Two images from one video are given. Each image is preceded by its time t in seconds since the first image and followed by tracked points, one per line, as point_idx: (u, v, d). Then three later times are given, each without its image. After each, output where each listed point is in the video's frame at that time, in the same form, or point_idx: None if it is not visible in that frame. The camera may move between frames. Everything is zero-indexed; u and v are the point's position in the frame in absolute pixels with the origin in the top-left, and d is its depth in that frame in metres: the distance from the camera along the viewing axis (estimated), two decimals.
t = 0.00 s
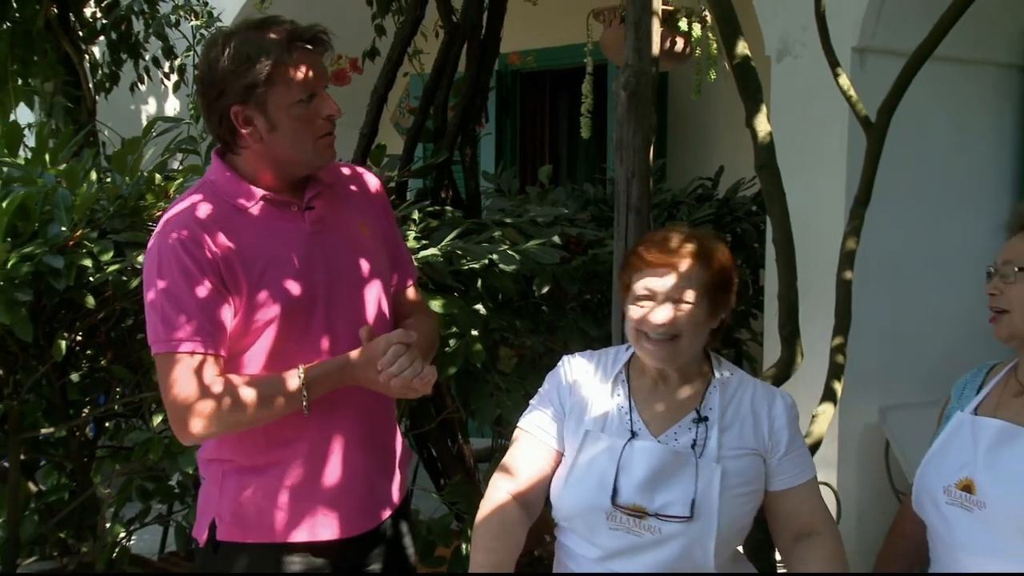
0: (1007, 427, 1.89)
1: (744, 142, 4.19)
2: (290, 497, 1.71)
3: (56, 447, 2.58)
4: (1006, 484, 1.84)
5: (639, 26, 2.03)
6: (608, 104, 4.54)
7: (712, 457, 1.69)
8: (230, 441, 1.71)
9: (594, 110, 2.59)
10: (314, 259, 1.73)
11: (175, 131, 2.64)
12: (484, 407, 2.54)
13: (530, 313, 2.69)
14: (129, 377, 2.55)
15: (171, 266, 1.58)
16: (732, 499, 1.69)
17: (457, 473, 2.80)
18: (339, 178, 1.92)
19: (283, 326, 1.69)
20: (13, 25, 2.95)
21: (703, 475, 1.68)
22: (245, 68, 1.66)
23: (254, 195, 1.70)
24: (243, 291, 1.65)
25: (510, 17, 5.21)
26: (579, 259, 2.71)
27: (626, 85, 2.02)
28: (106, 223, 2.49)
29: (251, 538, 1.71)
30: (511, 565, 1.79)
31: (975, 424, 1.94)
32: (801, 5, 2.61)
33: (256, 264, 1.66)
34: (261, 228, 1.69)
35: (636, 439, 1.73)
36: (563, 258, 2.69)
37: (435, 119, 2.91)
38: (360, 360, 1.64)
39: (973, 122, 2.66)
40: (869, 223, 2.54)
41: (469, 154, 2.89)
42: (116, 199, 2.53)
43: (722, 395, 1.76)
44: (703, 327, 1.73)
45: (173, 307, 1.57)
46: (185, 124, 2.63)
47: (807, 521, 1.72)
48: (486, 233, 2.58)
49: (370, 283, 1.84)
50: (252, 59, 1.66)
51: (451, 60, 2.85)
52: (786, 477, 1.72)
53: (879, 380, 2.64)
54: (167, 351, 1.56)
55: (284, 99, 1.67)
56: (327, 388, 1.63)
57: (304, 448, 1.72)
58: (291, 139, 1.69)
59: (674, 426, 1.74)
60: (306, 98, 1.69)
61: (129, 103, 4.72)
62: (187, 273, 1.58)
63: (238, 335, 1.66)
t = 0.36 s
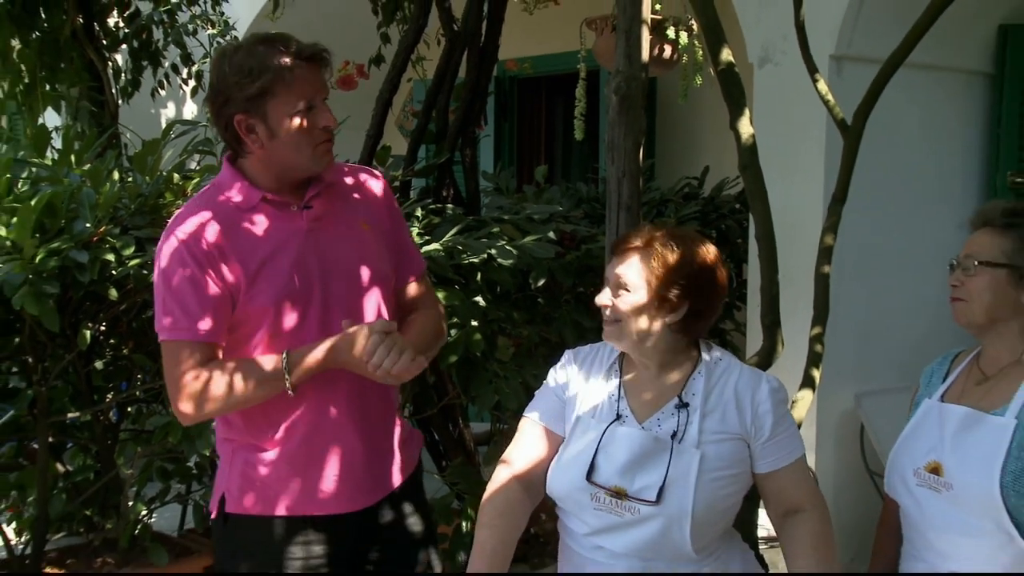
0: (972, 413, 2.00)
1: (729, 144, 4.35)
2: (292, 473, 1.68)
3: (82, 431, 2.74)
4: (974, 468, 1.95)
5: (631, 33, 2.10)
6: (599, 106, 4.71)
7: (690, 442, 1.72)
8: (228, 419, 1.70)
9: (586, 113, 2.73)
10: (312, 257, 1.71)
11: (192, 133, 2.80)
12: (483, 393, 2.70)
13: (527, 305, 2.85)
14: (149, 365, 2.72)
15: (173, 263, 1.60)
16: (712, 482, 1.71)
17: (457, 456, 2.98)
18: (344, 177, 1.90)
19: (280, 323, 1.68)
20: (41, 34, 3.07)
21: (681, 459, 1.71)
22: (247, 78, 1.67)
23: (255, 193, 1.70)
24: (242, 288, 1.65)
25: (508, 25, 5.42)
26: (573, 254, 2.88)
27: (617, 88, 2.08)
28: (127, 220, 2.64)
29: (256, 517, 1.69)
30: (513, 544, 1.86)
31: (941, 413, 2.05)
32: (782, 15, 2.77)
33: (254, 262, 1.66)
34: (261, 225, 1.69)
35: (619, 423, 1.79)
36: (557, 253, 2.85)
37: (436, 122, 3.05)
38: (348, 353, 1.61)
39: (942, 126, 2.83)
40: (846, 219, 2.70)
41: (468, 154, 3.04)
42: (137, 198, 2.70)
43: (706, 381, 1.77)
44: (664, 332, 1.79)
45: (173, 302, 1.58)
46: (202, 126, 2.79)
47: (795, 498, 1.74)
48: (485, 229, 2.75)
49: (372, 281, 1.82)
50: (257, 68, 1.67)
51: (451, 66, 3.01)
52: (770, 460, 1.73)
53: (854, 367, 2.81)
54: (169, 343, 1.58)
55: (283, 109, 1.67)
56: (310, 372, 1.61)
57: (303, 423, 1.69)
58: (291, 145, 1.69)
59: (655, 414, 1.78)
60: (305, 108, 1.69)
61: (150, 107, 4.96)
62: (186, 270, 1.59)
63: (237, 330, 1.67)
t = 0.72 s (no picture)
0: (941, 395, 2.00)
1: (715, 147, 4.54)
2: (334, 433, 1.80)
3: (109, 415, 2.93)
4: (942, 447, 1.95)
5: (622, 43, 2.25)
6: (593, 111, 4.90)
7: (674, 424, 1.78)
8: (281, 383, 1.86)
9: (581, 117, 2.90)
10: (360, 247, 1.80)
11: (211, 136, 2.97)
12: (484, 380, 2.88)
13: (526, 298, 3.03)
14: (172, 354, 2.91)
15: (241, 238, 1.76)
16: (693, 461, 1.78)
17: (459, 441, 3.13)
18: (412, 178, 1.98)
19: (326, 304, 1.79)
20: (71, 44, 3.25)
21: (665, 439, 1.78)
22: (319, 84, 1.81)
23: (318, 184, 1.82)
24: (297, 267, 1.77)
25: (509, 38, 5.66)
26: (569, 249, 3.05)
27: (611, 94, 2.26)
28: (150, 218, 2.81)
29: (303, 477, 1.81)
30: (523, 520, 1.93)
31: (913, 394, 2.05)
32: (765, 26, 2.95)
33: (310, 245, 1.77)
34: (318, 212, 1.80)
35: (608, 405, 1.86)
36: (554, 248, 3.03)
37: (441, 125, 3.22)
38: (374, 323, 1.69)
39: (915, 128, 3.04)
40: (825, 218, 2.89)
41: (470, 156, 3.21)
42: (159, 198, 2.86)
43: (691, 368, 1.84)
44: (654, 321, 1.87)
45: (237, 272, 1.75)
46: (220, 130, 2.96)
47: (772, 477, 1.81)
48: (486, 226, 2.93)
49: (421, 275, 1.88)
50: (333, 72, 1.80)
51: (454, 72, 3.18)
52: (753, 440, 1.79)
53: (829, 356, 2.99)
54: (230, 308, 1.74)
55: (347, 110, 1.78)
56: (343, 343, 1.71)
57: (343, 389, 1.81)
58: (350, 145, 1.79)
59: (643, 398, 1.85)
60: (367, 113, 1.79)
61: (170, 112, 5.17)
62: (249, 244, 1.74)
63: (293, 306, 1.80)
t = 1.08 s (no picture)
0: (916, 383, 2.01)
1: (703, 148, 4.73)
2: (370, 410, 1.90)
3: (134, 403, 3.13)
4: (917, 433, 1.96)
5: (614, 54, 2.41)
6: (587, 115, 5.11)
7: (663, 411, 1.85)
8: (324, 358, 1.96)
9: (577, 122, 3.09)
10: (412, 247, 1.89)
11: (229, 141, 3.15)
12: (485, 371, 3.07)
13: (525, 294, 3.21)
14: (192, 346, 3.11)
15: (309, 215, 1.84)
16: (682, 446, 1.85)
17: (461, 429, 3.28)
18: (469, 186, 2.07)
19: (373, 295, 1.88)
20: (99, 56, 3.36)
21: (653, 425, 1.85)
22: (399, 91, 1.89)
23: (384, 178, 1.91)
24: (353, 252, 1.86)
25: (510, 49, 6.01)
26: (566, 247, 3.23)
27: (605, 101, 2.40)
28: (173, 219, 3.00)
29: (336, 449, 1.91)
30: (520, 504, 2.00)
31: (888, 382, 2.06)
32: (751, 38, 3.13)
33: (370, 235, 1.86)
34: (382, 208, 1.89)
35: (603, 395, 1.92)
36: (552, 246, 3.21)
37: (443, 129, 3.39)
38: (418, 323, 1.81)
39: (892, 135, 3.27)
40: (807, 219, 3.08)
41: (472, 159, 3.39)
42: (180, 199, 3.03)
43: (678, 358, 1.90)
44: (642, 317, 1.92)
45: (300, 247, 1.83)
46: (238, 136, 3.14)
47: (754, 460, 1.86)
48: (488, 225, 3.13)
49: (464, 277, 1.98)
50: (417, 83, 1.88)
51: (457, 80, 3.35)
52: (736, 425, 1.85)
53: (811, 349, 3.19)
54: (287, 280, 1.84)
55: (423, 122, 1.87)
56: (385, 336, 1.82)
57: (383, 370, 1.91)
58: (416, 153, 1.88)
59: (634, 387, 1.91)
60: (434, 128, 1.87)
61: (192, 118, 5.38)
62: (315, 222, 1.83)
63: (344, 289, 1.89)
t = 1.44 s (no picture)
0: (891, 374, 2.12)
1: (690, 151, 4.96)
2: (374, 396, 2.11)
3: (158, 391, 3.31)
4: (891, 420, 2.07)
5: (608, 64, 2.58)
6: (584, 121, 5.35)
7: (653, 400, 1.91)
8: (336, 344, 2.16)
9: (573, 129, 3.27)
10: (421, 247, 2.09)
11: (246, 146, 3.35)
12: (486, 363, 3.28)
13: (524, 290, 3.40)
14: (212, 339, 3.30)
15: (336, 206, 2.06)
16: (671, 434, 1.91)
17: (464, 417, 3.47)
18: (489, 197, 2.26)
19: (382, 287, 2.08)
20: (126, 67, 3.51)
21: (644, 414, 1.91)
22: (426, 99, 2.10)
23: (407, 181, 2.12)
24: (368, 245, 2.07)
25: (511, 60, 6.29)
26: (564, 246, 3.44)
27: (601, 107, 2.55)
28: (194, 219, 3.19)
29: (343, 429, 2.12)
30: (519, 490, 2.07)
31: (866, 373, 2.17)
32: (737, 49, 3.33)
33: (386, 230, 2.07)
34: (400, 209, 2.09)
35: (596, 384, 1.99)
36: (550, 245, 3.41)
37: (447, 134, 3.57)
38: (421, 318, 1.97)
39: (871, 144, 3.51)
40: (790, 220, 3.30)
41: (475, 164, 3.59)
42: (201, 201, 3.23)
43: (669, 350, 1.96)
44: (635, 312, 1.98)
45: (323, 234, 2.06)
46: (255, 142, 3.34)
47: (741, 448, 1.91)
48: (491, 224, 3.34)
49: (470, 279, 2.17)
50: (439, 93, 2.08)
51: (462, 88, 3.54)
52: (723, 413, 1.92)
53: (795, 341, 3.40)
54: (309, 262, 2.05)
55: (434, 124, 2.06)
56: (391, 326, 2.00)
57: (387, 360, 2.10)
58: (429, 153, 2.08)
59: (626, 378, 1.97)
60: (445, 132, 2.06)
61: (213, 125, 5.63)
62: (338, 213, 2.05)
63: (360, 278, 2.10)
